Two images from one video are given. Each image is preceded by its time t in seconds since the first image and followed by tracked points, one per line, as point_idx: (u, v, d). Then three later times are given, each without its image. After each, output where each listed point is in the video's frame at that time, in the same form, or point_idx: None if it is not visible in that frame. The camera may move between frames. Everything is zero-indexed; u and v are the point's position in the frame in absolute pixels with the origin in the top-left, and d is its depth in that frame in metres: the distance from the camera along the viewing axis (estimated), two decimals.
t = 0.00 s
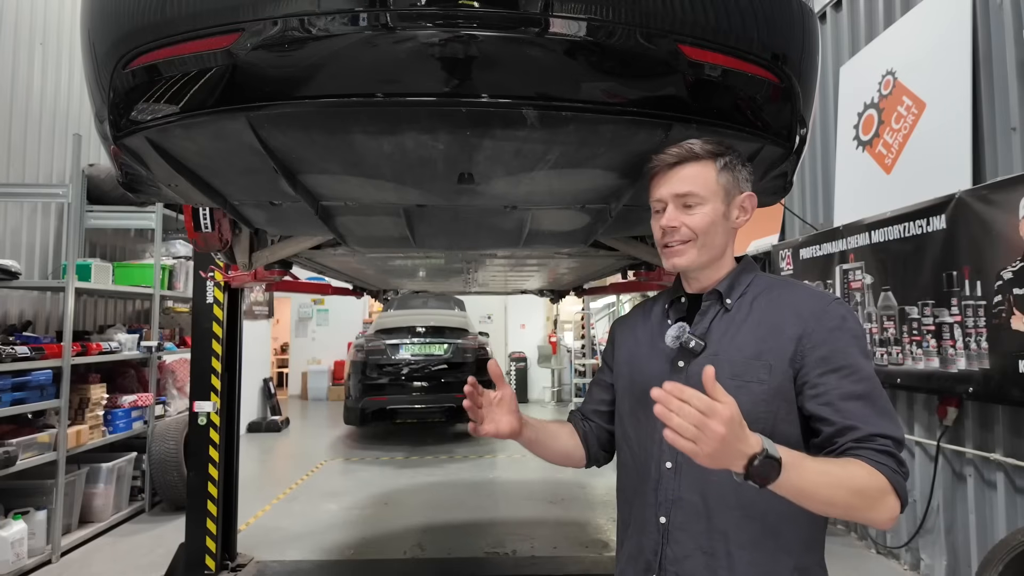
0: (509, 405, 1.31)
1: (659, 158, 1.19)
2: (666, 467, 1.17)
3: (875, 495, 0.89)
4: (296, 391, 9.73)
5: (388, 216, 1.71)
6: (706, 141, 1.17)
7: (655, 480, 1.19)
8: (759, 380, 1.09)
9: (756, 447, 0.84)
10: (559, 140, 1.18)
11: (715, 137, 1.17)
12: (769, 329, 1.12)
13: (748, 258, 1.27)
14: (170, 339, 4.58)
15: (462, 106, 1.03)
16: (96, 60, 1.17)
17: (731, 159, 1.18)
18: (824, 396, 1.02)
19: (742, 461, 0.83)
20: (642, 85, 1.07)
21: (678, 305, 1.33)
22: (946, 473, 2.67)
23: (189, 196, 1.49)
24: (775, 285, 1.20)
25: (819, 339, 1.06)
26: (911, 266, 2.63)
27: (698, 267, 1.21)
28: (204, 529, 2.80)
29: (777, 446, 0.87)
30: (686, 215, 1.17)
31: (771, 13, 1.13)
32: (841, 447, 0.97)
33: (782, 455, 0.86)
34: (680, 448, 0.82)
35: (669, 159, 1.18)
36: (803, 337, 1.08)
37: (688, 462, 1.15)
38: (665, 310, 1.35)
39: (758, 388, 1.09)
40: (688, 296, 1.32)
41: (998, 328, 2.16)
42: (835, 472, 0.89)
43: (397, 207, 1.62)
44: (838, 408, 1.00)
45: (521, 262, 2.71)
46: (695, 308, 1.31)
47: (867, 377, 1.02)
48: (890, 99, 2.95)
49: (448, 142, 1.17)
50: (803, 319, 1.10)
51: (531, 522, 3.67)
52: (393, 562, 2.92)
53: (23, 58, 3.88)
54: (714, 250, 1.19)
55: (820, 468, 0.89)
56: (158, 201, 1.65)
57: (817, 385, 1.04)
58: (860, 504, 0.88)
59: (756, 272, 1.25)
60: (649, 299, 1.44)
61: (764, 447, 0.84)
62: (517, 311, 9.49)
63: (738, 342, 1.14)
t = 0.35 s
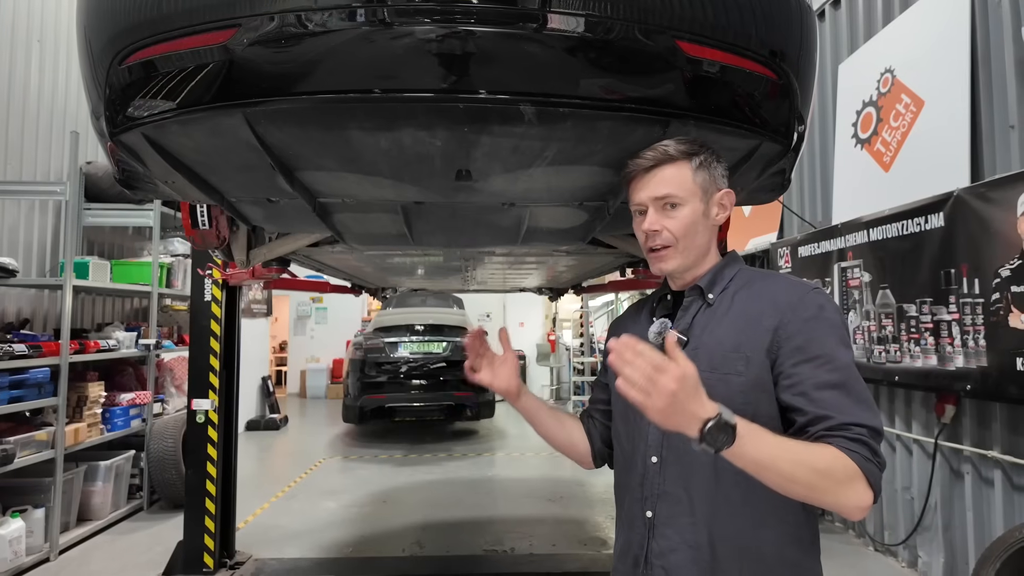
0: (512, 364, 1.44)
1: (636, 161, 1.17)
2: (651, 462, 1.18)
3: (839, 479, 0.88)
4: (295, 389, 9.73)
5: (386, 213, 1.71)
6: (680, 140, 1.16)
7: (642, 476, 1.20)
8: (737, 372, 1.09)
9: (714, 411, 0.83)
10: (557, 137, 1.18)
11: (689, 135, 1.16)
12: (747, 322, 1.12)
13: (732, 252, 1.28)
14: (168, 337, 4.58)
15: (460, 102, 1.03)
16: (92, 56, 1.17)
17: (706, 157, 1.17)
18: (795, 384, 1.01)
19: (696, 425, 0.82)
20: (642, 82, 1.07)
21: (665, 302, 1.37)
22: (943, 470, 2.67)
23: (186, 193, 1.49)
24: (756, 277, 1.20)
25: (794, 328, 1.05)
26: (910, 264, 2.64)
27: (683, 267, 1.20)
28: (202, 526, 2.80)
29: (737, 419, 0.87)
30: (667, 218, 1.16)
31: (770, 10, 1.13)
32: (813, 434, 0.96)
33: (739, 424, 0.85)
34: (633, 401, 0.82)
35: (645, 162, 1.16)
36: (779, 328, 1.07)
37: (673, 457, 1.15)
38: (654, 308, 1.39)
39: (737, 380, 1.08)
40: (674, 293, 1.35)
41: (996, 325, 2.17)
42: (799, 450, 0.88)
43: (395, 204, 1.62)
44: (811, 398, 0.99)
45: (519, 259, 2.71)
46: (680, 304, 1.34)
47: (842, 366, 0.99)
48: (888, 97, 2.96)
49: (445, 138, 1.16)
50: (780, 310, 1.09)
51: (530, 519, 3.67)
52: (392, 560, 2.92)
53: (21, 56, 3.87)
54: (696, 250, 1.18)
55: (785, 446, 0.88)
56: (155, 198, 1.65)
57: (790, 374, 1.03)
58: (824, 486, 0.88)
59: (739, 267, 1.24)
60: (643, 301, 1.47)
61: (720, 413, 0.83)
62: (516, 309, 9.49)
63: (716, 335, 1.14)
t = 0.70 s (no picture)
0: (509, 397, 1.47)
1: (636, 156, 1.16)
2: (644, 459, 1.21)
3: (794, 477, 0.90)
4: (294, 386, 9.73)
5: (385, 210, 1.70)
6: (678, 140, 1.17)
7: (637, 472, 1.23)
8: (721, 366, 1.09)
9: (657, 424, 0.91)
10: (557, 134, 1.17)
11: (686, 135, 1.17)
12: (731, 317, 1.12)
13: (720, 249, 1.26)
14: (167, 335, 4.57)
15: (460, 100, 1.03)
16: (91, 53, 1.16)
17: (704, 157, 1.18)
18: (771, 378, 1.01)
19: (642, 440, 0.92)
20: (642, 79, 1.07)
21: (656, 302, 1.34)
22: (941, 468, 2.68)
23: (185, 190, 1.49)
24: (742, 273, 1.19)
25: (773, 321, 1.05)
26: (909, 262, 2.64)
27: (680, 264, 1.19)
28: (201, 524, 2.80)
29: (682, 427, 0.93)
30: (670, 212, 1.14)
31: (770, 6, 1.13)
32: (778, 429, 0.98)
33: (682, 435, 0.91)
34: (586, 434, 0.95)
35: (646, 157, 1.15)
36: (759, 321, 1.07)
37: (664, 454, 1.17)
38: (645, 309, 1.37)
39: (721, 375, 1.08)
40: (664, 293, 1.33)
41: (995, 323, 2.17)
42: (751, 452, 0.91)
43: (394, 201, 1.61)
44: (782, 390, 0.99)
45: (518, 257, 2.71)
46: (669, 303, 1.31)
47: (818, 357, 0.99)
48: (887, 95, 2.95)
49: (445, 136, 1.16)
50: (761, 304, 1.09)
51: (529, 517, 3.68)
52: (391, 557, 2.92)
53: (18, 52, 3.85)
54: (694, 247, 1.17)
55: (733, 448, 0.92)
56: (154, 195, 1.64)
57: (766, 367, 1.02)
58: (775, 483, 0.90)
59: (726, 263, 1.23)
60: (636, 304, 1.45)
61: (662, 427, 0.91)
62: (515, 307, 9.49)
63: (701, 331, 1.14)
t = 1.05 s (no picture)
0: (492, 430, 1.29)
1: (629, 158, 1.16)
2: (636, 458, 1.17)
3: (778, 485, 0.91)
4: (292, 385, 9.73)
5: (383, 208, 1.70)
6: (672, 142, 1.16)
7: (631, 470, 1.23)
8: (712, 365, 1.09)
9: (640, 467, 0.93)
10: (556, 133, 1.17)
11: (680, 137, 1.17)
12: (721, 316, 1.12)
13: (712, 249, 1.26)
14: (165, 333, 4.57)
15: (458, 98, 1.03)
16: (88, 51, 1.16)
17: (698, 160, 1.18)
18: (757, 376, 1.02)
19: (629, 484, 0.94)
20: (641, 77, 1.07)
21: (649, 302, 1.34)
22: (938, 465, 2.69)
23: (183, 188, 1.48)
24: (734, 272, 1.19)
25: (761, 320, 1.05)
26: (907, 261, 2.64)
27: (671, 264, 1.19)
28: (200, 522, 2.80)
29: (664, 461, 0.95)
30: (661, 213, 1.15)
31: (770, 5, 1.13)
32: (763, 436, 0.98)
33: (666, 471, 0.93)
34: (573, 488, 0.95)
35: (639, 158, 1.15)
36: (749, 320, 1.07)
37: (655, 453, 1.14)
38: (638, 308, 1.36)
39: (712, 373, 1.08)
40: (657, 293, 1.32)
41: (992, 321, 2.18)
42: (729, 471, 0.92)
43: (392, 199, 1.61)
44: (768, 389, 1.00)
45: (517, 255, 2.71)
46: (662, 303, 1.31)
47: (806, 356, 1.00)
48: (886, 93, 2.95)
49: (444, 134, 1.16)
50: (749, 303, 1.09)
51: (528, 515, 3.68)
52: (390, 556, 2.92)
53: (15, 49, 3.84)
54: (686, 247, 1.18)
55: (714, 469, 0.93)
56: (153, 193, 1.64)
57: (753, 366, 1.03)
58: (759, 494, 0.92)
59: (717, 262, 1.23)
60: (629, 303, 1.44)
61: (645, 468, 0.93)
62: (513, 305, 9.49)
63: (692, 330, 1.14)
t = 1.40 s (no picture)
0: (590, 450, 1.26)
1: (622, 157, 1.16)
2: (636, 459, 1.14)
3: (797, 485, 0.96)
4: (291, 382, 9.73)
5: (383, 207, 1.70)
6: (665, 142, 1.17)
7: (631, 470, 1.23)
8: (712, 367, 1.08)
9: (663, 473, 1.00)
10: (556, 132, 1.17)
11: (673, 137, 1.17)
12: (720, 317, 1.12)
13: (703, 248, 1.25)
14: (164, 332, 4.56)
15: (459, 97, 1.03)
16: (88, 49, 1.16)
17: (690, 160, 1.18)
18: (765, 377, 1.03)
19: (654, 490, 1.01)
20: (641, 76, 1.07)
21: (641, 303, 1.32)
22: (937, 464, 2.70)
23: (182, 187, 1.48)
24: (729, 272, 1.19)
25: (761, 322, 1.06)
26: (906, 259, 2.65)
27: (663, 264, 1.19)
28: (200, 520, 2.80)
29: (686, 467, 1.01)
30: (654, 213, 1.15)
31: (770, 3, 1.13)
32: (777, 437, 1.02)
33: (689, 476, 0.99)
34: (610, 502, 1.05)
35: (632, 158, 1.15)
36: (749, 322, 1.08)
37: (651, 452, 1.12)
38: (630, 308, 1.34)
39: (712, 375, 1.08)
40: (649, 293, 1.31)
41: (991, 320, 2.18)
42: (749, 475, 0.97)
43: (393, 199, 1.61)
44: (778, 391, 1.02)
45: (517, 254, 2.71)
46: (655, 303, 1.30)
47: (809, 356, 1.03)
48: (885, 92, 2.95)
49: (445, 133, 1.16)
50: (749, 305, 1.09)
51: (527, 513, 3.69)
52: (390, 554, 2.92)
53: (14, 47, 3.82)
54: (678, 248, 1.18)
55: (735, 473, 0.98)
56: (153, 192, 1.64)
57: (758, 368, 1.04)
58: (780, 494, 0.96)
59: (710, 262, 1.23)
60: (617, 303, 1.43)
61: (668, 474, 1.00)
62: (513, 303, 9.50)
63: (690, 331, 1.13)
